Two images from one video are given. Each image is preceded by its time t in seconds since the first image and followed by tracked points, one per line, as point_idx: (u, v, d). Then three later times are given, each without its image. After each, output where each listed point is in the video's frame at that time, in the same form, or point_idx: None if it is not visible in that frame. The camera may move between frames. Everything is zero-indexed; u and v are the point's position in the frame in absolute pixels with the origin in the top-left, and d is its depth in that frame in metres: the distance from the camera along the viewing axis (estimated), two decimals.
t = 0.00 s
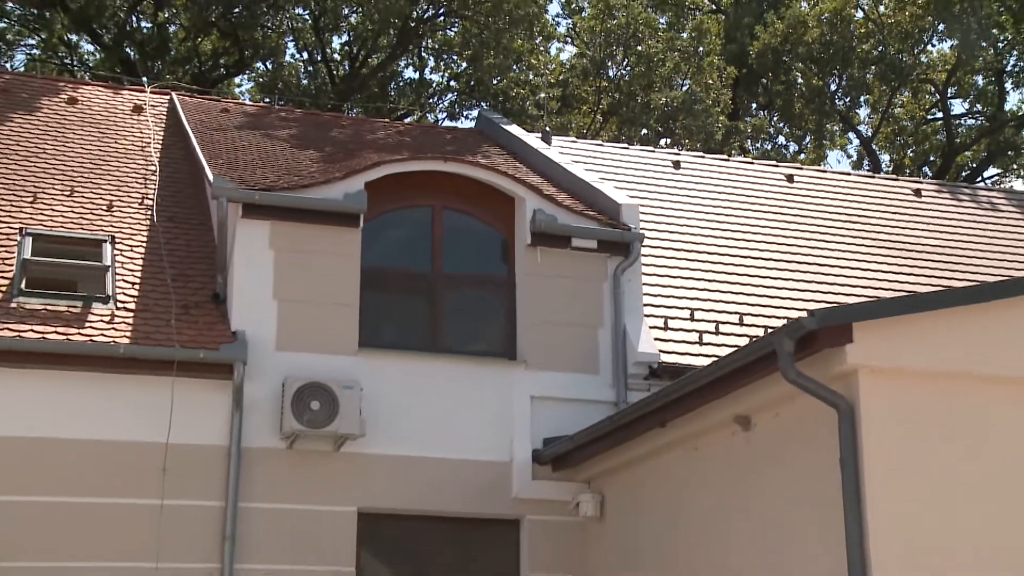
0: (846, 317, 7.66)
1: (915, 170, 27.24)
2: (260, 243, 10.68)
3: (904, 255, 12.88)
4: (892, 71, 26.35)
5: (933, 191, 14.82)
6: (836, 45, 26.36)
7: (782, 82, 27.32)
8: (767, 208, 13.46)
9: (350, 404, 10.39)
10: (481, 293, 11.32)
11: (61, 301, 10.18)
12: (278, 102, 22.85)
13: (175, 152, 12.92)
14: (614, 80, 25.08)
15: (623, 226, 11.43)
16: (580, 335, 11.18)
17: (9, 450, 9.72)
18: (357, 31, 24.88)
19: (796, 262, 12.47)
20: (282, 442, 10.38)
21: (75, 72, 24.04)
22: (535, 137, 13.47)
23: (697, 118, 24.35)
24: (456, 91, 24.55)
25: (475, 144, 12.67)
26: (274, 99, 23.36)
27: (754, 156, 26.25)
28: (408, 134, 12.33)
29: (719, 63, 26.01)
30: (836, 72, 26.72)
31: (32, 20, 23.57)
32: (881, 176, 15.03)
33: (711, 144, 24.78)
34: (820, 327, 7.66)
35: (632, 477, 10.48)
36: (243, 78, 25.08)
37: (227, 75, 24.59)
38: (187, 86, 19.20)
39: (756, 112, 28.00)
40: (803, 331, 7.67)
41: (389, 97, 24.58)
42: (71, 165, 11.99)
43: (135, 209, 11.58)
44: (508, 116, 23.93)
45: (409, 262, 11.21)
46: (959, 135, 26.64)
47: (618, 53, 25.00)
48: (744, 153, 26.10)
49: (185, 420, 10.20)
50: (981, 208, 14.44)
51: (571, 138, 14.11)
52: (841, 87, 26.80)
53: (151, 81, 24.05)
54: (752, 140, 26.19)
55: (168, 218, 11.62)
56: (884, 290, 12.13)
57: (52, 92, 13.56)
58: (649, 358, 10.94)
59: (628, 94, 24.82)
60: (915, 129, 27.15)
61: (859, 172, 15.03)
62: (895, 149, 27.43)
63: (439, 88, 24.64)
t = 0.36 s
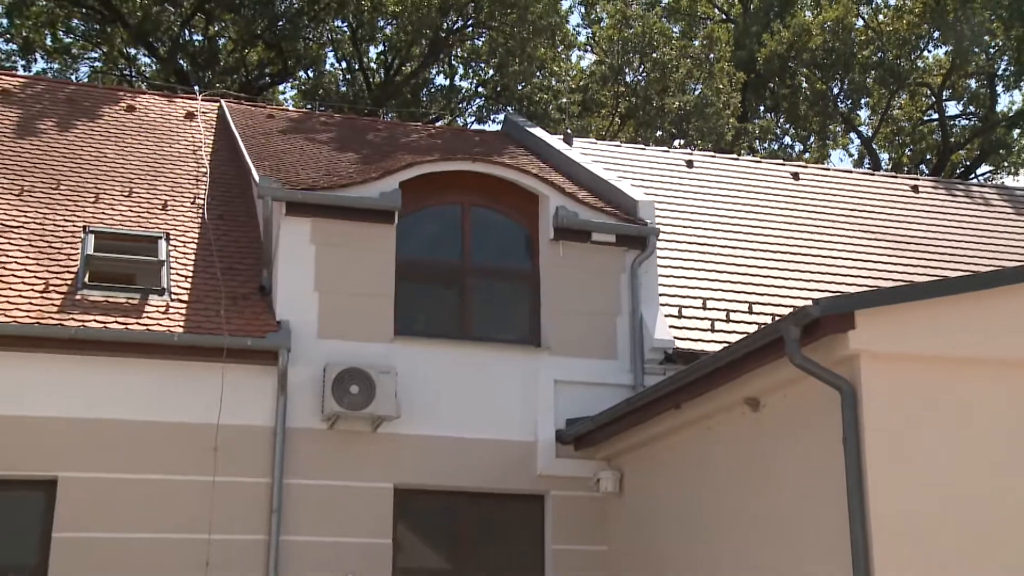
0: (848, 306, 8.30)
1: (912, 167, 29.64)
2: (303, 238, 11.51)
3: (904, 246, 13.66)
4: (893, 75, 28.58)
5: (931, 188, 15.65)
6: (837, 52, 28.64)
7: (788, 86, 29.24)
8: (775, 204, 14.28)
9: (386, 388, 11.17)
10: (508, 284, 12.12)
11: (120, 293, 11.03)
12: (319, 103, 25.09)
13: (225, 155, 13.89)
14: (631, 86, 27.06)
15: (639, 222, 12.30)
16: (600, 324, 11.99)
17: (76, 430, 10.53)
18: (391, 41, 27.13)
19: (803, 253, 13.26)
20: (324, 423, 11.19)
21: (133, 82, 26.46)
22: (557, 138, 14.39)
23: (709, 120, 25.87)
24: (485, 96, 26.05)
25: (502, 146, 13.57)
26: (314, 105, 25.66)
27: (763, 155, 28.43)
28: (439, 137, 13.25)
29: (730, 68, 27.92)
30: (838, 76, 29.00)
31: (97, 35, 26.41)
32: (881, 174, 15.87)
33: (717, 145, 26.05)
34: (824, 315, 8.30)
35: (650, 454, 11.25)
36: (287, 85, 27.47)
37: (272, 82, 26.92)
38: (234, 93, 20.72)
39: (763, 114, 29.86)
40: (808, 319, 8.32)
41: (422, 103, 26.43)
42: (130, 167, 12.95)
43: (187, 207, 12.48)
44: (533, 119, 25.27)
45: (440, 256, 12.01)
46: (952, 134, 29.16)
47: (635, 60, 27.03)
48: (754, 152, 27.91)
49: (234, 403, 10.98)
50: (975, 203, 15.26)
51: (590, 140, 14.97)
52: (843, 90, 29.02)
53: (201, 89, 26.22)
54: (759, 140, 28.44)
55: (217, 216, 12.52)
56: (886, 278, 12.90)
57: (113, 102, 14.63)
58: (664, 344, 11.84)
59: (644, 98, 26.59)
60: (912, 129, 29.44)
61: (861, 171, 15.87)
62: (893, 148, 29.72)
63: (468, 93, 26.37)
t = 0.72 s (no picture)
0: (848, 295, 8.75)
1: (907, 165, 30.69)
2: (339, 235, 12.37)
3: (901, 238, 14.48)
4: (889, 80, 29.30)
5: (926, 184, 16.46)
6: (836, 57, 29.48)
7: (792, 89, 30.13)
8: (779, 200, 15.12)
9: (417, 373, 11.96)
10: (529, 276, 12.96)
11: (171, 286, 11.90)
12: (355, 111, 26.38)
13: (265, 157, 14.85)
14: (644, 90, 27.71)
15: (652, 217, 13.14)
16: (616, 313, 12.84)
17: (130, 412, 11.34)
18: (420, 50, 28.32)
19: (805, 245, 14.08)
20: (359, 407, 11.98)
21: (183, 91, 28.15)
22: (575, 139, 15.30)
23: (717, 122, 26.86)
24: (508, 101, 27.15)
25: (523, 147, 14.46)
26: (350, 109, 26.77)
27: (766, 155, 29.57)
28: (464, 139, 14.16)
29: (737, 73, 29.09)
30: (838, 80, 29.87)
31: (147, 47, 28.33)
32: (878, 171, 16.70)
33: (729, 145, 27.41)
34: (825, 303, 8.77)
35: (663, 435, 12.02)
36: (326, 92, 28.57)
37: (310, 89, 27.94)
38: (274, 100, 21.87)
39: (767, 116, 30.71)
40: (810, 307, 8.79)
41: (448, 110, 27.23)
42: (179, 169, 13.91)
43: (232, 206, 13.44)
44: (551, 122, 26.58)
45: (466, 250, 12.86)
46: (944, 134, 30.23)
47: (647, 65, 27.71)
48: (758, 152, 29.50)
49: (276, 387, 11.79)
50: (966, 198, 16.09)
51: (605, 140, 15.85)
52: (842, 92, 29.86)
53: (245, 97, 27.47)
54: (763, 140, 29.45)
55: (259, 214, 13.44)
56: (884, 268, 13.71)
57: (163, 109, 15.62)
58: (676, 331, 12.64)
59: (655, 102, 27.36)
60: (907, 129, 30.49)
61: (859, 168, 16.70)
62: (890, 147, 30.62)
63: (492, 97, 27.49)
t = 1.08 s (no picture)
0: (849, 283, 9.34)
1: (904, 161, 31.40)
2: (368, 229, 13.14)
3: (900, 229, 15.21)
4: (887, 80, 30.54)
5: (923, 179, 17.19)
6: (837, 59, 30.63)
7: (794, 90, 31.23)
8: (784, 194, 15.88)
9: (442, 358, 12.71)
10: (548, 267, 13.73)
11: (211, 278, 12.70)
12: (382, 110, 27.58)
13: (299, 157, 15.75)
14: (656, 91, 28.93)
15: (663, 211, 13.90)
16: (629, 301, 13.60)
17: (174, 396, 12.14)
18: (444, 54, 29.16)
19: (809, 237, 14.82)
20: (387, 390, 12.74)
21: (224, 95, 29.37)
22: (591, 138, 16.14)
23: (724, 119, 28.09)
24: (526, 101, 28.35)
25: (541, 146, 15.28)
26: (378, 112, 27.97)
27: (771, 151, 30.66)
28: (486, 138, 14.98)
29: (743, 74, 30.03)
30: (838, 80, 31.04)
31: (190, 55, 29.31)
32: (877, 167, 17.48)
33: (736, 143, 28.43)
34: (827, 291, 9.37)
35: (672, 416, 12.74)
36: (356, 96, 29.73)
37: (340, 93, 29.26)
38: (305, 104, 22.89)
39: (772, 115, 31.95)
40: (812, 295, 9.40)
41: (470, 108, 28.81)
42: (219, 169, 14.81)
43: (268, 203, 14.31)
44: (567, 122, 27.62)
45: (488, 243, 13.64)
46: (940, 131, 31.12)
47: (658, 68, 28.96)
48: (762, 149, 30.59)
49: (310, 372, 12.58)
50: (960, 191, 16.85)
51: (618, 139, 16.68)
52: (842, 92, 31.10)
53: (280, 100, 29.11)
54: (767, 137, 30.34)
55: (293, 211, 14.30)
56: (884, 257, 14.44)
57: (205, 114, 16.59)
58: (685, 318, 13.39)
59: (667, 102, 28.62)
60: (904, 126, 31.44)
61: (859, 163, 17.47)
62: (889, 143, 31.75)
63: (511, 98, 28.45)
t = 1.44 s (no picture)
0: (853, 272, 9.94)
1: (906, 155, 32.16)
2: (394, 222, 13.81)
3: (902, 220, 15.83)
4: (889, 77, 31.25)
5: (923, 172, 17.86)
6: (841, 57, 31.30)
7: (799, 86, 32.07)
8: (791, 187, 16.53)
9: (464, 345, 13.36)
10: (565, 257, 14.38)
11: (245, 270, 13.41)
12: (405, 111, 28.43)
13: (328, 153, 16.50)
14: (667, 87, 30.05)
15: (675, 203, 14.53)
16: (643, 289, 14.25)
17: (212, 381, 12.85)
18: (466, 55, 29.50)
19: (815, 228, 15.46)
20: (412, 375, 13.41)
21: (257, 96, 30.23)
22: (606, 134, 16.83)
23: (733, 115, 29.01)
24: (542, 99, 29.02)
25: (558, 141, 15.95)
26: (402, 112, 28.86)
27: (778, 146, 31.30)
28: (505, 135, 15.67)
29: (750, 72, 30.76)
30: (841, 77, 31.74)
31: (226, 58, 30.16)
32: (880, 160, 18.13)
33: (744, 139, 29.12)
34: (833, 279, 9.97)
35: (683, 399, 13.36)
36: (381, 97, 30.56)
37: (367, 93, 30.05)
38: (331, 105, 23.71)
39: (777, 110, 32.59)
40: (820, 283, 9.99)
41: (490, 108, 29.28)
42: (253, 167, 15.57)
43: (299, 198, 15.04)
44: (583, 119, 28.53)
45: (507, 235, 14.30)
46: (940, 125, 31.84)
47: (669, 67, 30.03)
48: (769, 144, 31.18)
49: (340, 358, 13.26)
50: (960, 183, 17.48)
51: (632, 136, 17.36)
52: (846, 88, 31.85)
53: (310, 101, 29.57)
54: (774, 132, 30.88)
55: (322, 205, 15.02)
56: (887, 246, 15.06)
57: (239, 113, 17.37)
58: (696, 305, 14.03)
59: (676, 96, 29.74)
60: (905, 121, 32.08)
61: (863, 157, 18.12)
62: (890, 138, 32.32)
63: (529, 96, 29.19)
